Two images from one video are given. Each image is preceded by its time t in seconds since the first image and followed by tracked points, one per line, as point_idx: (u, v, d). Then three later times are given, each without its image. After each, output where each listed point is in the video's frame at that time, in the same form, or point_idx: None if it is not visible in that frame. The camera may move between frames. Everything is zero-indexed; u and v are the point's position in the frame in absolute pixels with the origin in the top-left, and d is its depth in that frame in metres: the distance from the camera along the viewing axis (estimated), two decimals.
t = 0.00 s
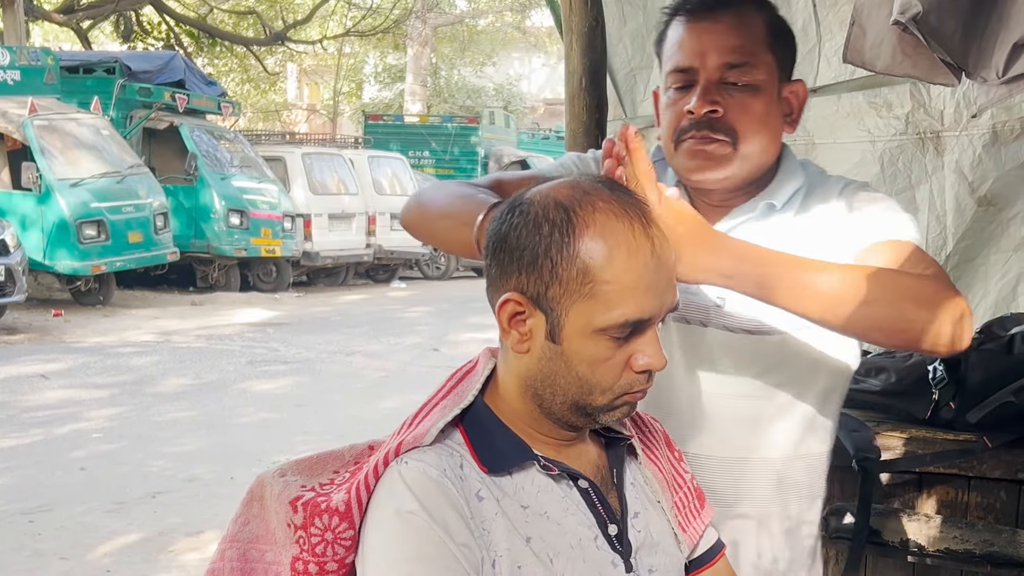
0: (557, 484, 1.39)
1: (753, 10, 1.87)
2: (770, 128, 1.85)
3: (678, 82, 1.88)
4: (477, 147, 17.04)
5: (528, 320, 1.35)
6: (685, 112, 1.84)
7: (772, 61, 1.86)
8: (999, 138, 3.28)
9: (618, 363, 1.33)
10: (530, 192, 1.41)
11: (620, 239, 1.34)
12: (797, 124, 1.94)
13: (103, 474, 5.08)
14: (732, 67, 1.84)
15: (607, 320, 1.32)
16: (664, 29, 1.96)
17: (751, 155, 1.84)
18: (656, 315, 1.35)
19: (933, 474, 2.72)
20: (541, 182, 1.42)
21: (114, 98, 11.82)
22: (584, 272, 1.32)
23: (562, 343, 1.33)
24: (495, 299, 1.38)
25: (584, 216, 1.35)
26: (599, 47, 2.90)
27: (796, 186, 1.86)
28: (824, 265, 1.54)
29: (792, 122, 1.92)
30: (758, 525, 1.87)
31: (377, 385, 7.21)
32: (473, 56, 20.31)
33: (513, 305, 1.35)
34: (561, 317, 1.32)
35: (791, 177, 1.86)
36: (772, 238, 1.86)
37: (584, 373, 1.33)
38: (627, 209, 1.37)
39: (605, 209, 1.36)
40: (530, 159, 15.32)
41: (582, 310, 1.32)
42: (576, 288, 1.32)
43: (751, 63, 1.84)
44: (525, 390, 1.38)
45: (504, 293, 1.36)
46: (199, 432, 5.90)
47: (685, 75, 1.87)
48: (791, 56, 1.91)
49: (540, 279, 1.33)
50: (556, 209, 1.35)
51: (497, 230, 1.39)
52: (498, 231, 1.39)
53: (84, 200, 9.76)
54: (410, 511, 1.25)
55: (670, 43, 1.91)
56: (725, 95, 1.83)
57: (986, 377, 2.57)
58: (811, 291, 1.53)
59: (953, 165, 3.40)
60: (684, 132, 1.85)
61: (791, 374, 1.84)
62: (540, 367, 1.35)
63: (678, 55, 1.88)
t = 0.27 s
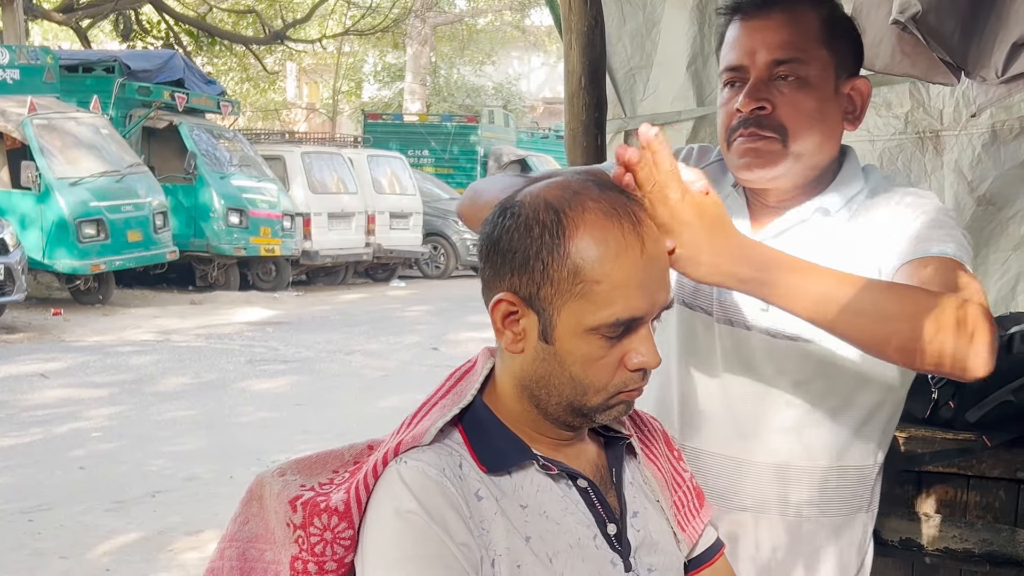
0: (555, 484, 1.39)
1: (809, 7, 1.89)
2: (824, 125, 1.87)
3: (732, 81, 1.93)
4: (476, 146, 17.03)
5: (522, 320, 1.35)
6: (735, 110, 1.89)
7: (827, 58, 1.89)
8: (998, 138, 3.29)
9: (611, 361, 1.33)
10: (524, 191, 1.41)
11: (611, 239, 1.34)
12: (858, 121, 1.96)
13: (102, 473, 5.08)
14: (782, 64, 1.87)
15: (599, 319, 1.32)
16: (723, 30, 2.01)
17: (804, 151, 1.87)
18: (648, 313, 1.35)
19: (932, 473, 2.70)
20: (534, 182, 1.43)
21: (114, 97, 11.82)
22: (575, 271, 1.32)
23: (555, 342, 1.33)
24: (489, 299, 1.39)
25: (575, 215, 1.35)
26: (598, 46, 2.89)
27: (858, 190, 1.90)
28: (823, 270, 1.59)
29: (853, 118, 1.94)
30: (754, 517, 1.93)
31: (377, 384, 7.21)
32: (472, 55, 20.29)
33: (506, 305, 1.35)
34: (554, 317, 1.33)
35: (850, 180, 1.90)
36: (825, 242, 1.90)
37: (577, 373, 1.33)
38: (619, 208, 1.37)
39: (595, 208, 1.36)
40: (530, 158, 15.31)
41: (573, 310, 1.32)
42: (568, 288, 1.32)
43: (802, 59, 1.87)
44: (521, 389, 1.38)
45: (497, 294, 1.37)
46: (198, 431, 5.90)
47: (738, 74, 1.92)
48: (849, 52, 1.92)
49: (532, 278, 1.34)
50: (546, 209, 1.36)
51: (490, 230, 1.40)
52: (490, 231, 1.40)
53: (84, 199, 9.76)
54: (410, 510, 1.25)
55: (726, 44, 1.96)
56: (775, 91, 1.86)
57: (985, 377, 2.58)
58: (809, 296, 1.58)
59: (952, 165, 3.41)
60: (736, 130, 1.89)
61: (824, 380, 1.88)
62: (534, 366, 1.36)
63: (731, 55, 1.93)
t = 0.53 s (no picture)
0: (555, 484, 1.39)
1: (826, 5, 1.89)
2: (841, 123, 1.87)
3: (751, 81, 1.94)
4: (476, 145, 17.04)
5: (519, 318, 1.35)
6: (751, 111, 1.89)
7: (844, 56, 1.88)
8: (998, 138, 3.29)
9: (610, 359, 1.33)
10: (519, 189, 1.42)
11: (607, 235, 1.34)
12: (879, 118, 1.95)
13: (102, 473, 5.08)
14: (797, 62, 1.87)
15: (596, 316, 1.32)
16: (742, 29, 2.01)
17: (820, 150, 1.87)
18: (646, 310, 1.35)
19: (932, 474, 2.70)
20: (532, 179, 1.43)
21: (114, 97, 11.81)
22: (573, 268, 1.32)
23: (553, 339, 1.33)
24: (486, 298, 1.39)
25: (571, 212, 1.35)
26: (598, 46, 2.89)
27: (877, 191, 1.89)
28: (818, 268, 1.59)
29: (873, 116, 1.93)
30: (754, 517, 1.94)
31: (376, 384, 7.21)
32: (472, 55, 20.26)
33: (504, 302, 1.35)
34: (551, 314, 1.33)
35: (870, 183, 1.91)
36: (842, 244, 1.89)
37: (576, 370, 1.33)
38: (615, 205, 1.37)
39: (592, 204, 1.36)
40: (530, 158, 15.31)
41: (570, 307, 1.32)
42: (564, 285, 1.32)
43: (817, 57, 1.86)
44: (520, 387, 1.38)
45: (494, 291, 1.37)
46: (198, 430, 5.90)
47: (755, 75, 1.92)
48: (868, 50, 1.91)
49: (529, 276, 1.34)
50: (543, 206, 1.36)
51: (486, 228, 1.40)
52: (487, 228, 1.40)
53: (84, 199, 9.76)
54: (409, 512, 1.24)
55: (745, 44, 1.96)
56: (790, 90, 1.87)
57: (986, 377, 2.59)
58: (804, 293, 1.58)
59: (953, 164, 3.41)
60: (752, 130, 1.89)
61: (838, 385, 1.87)
62: (532, 364, 1.36)
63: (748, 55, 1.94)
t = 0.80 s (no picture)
0: (557, 484, 1.39)
1: (819, 6, 1.88)
2: (836, 122, 1.86)
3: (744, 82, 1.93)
4: (477, 145, 17.05)
5: (525, 317, 1.35)
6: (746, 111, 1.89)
7: (838, 54, 1.88)
8: (999, 138, 3.29)
9: (615, 357, 1.33)
10: (526, 188, 1.41)
11: (616, 232, 1.34)
12: (876, 117, 1.95)
13: (103, 473, 5.08)
14: (790, 62, 1.87)
15: (603, 313, 1.32)
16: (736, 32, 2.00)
17: (815, 148, 1.86)
18: (653, 308, 1.35)
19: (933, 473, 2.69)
20: (538, 178, 1.43)
21: (114, 97, 11.78)
22: (581, 266, 1.33)
23: (559, 337, 1.33)
24: (492, 296, 1.38)
25: (579, 210, 1.35)
26: (598, 46, 2.90)
27: (874, 191, 1.90)
28: (827, 257, 1.60)
29: (868, 115, 1.93)
30: (754, 517, 1.94)
31: (376, 384, 7.20)
32: (473, 55, 20.24)
33: (509, 301, 1.35)
34: (558, 312, 1.33)
35: (868, 183, 1.91)
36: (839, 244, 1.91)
37: (581, 368, 1.33)
38: (623, 204, 1.38)
39: (599, 202, 1.37)
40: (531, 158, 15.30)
41: (578, 305, 1.32)
42: (573, 283, 1.32)
43: (810, 57, 1.86)
44: (524, 386, 1.38)
45: (501, 290, 1.37)
46: (198, 430, 5.90)
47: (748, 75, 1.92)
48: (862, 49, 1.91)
49: (536, 274, 1.34)
50: (550, 204, 1.36)
51: (493, 227, 1.40)
52: (495, 227, 1.40)
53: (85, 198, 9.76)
54: (410, 511, 1.25)
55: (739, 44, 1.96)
56: (784, 90, 1.86)
57: (987, 377, 2.59)
58: (815, 285, 1.59)
59: (954, 165, 3.41)
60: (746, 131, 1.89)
61: (837, 383, 1.87)
62: (539, 363, 1.35)
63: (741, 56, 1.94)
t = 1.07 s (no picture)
0: (558, 484, 1.39)
1: (777, 10, 1.92)
2: (797, 123, 1.90)
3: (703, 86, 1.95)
4: (478, 146, 17.06)
5: (530, 315, 1.35)
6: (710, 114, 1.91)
7: (797, 57, 1.92)
8: (1001, 138, 3.30)
9: (621, 355, 1.33)
10: (530, 186, 1.42)
11: (622, 230, 1.35)
12: (832, 118, 1.99)
13: (104, 473, 5.08)
14: (751, 66, 1.90)
15: (609, 311, 1.33)
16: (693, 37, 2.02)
17: (777, 150, 1.89)
18: (657, 306, 1.35)
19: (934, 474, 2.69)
20: (542, 178, 1.43)
21: (116, 98, 11.77)
22: (587, 263, 1.33)
23: (564, 336, 1.34)
24: (497, 296, 1.38)
25: (585, 208, 1.36)
26: (599, 46, 2.90)
27: (835, 189, 1.93)
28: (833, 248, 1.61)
29: (826, 117, 1.98)
30: (755, 517, 1.93)
31: (378, 384, 7.21)
32: (474, 55, 20.25)
33: (515, 299, 1.35)
34: (563, 310, 1.33)
35: (829, 180, 1.94)
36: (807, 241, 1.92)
37: (585, 366, 1.33)
38: (628, 202, 1.38)
39: (605, 201, 1.37)
40: (532, 158, 15.31)
41: (584, 303, 1.32)
42: (579, 280, 1.32)
43: (771, 61, 1.90)
44: (527, 385, 1.38)
45: (506, 288, 1.37)
46: (200, 430, 5.90)
47: (708, 78, 1.94)
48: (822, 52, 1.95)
49: (542, 272, 1.34)
50: (556, 202, 1.36)
51: (498, 226, 1.40)
52: (500, 227, 1.40)
53: (87, 198, 9.77)
54: (412, 511, 1.25)
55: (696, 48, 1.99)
56: (747, 93, 1.89)
57: (989, 376, 2.61)
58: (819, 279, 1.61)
59: (956, 165, 3.40)
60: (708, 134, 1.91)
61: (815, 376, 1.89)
62: (543, 362, 1.36)
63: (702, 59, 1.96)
